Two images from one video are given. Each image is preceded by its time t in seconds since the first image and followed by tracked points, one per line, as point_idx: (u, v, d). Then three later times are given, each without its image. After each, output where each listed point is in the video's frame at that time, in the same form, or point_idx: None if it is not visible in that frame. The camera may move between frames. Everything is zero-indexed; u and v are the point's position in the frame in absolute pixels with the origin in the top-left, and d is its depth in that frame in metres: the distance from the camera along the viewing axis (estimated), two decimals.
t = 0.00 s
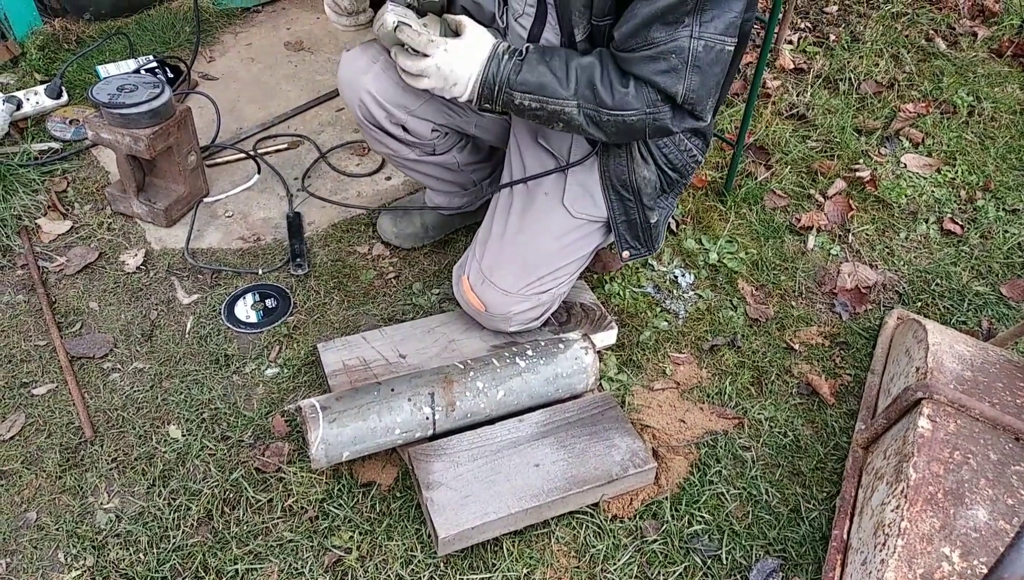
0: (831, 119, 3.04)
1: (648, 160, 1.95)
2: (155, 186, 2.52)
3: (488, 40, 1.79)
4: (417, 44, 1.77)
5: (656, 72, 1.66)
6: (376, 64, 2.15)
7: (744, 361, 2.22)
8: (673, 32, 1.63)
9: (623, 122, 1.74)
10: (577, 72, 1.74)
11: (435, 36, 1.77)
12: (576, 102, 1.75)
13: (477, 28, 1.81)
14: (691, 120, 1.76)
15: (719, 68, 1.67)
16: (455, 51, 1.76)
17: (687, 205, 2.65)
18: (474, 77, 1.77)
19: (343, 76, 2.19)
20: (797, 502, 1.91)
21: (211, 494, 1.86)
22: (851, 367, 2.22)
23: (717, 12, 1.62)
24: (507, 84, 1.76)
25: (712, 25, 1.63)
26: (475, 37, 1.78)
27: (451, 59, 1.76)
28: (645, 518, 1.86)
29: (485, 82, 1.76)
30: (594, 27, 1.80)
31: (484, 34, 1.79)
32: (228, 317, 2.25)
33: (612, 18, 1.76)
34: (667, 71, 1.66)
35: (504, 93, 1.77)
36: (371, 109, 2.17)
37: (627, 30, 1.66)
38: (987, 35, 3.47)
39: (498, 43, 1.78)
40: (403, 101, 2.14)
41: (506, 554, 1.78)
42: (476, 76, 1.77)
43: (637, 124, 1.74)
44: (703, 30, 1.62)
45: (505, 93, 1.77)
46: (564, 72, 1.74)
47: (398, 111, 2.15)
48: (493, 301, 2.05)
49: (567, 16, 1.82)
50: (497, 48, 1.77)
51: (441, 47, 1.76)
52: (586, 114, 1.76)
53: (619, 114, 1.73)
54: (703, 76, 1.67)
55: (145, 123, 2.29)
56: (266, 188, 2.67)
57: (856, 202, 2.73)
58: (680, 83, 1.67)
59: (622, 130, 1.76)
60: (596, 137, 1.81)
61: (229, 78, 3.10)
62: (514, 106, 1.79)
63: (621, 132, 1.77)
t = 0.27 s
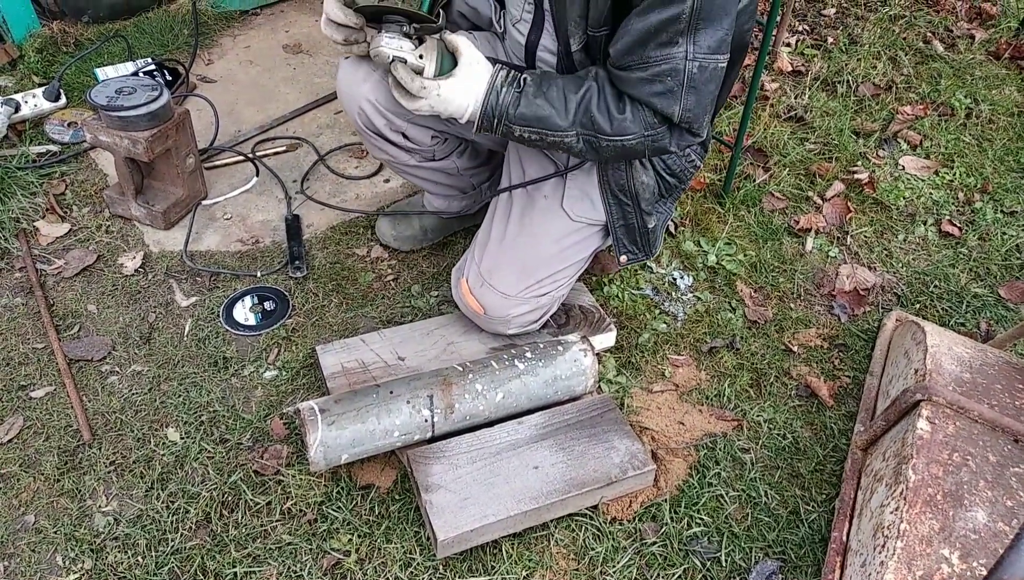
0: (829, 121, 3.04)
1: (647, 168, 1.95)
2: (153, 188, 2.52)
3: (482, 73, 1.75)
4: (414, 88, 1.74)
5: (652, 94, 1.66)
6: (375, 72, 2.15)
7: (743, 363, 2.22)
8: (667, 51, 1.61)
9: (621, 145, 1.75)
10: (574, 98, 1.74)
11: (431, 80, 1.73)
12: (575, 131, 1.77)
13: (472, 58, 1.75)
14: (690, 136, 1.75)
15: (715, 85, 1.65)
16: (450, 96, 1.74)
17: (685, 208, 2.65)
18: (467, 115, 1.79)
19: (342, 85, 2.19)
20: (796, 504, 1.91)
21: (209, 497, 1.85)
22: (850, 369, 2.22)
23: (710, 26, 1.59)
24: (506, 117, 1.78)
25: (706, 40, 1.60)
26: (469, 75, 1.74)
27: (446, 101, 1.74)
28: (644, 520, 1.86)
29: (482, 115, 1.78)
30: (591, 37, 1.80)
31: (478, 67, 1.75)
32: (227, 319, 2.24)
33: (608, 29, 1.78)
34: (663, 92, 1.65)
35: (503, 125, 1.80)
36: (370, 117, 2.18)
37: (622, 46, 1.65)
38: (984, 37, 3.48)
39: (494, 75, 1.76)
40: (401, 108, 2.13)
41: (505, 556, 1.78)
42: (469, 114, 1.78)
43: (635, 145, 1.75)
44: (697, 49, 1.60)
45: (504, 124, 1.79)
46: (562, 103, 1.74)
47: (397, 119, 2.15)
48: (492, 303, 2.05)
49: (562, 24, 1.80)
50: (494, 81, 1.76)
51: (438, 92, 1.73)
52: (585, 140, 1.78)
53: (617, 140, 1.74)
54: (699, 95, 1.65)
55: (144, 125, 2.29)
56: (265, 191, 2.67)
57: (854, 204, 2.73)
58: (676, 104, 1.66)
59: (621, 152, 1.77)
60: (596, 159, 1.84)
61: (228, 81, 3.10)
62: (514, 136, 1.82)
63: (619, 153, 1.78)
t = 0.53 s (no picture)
0: (829, 121, 3.04)
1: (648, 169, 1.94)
2: (152, 188, 2.51)
3: (480, 75, 1.75)
4: (409, 88, 1.74)
5: (649, 98, 1.66)
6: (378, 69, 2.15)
7: (742, 363, 2.22)
8: (665, 53, 1.60)
9: (618, 150, 1.75)
10: (571, 102, 1.74)
11: (427, 81, 1.73)
12: (571, 135, 1.77)
13: (470, 60, 1.74)
14: (687, 140, 1.75)
15: (713, 88, 1.65)
16: (445, 98, 1.74)
17: (685, 208, 2.65)
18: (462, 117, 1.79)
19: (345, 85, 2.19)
20: (796, 504, 1.91)
21: (208, 498, 1.85)
22: (849, 369, 2.22)
23: (708, 27, 1.58)
24: (502, 120, 1.78)
25: (704, 43, 1.59)
26: (465, 77, 1.74)
27: (441, 103, 1.75)
28: (644, 521, 1.86)
29: (479, 118, 1.78)
30: (590, 40, 1.80)
31: (476, 69, 1.75)
32: (225, 319, 2.24)
33: (607, 32, 1.78)
34: (660, 95, 1.65)
35: (499, 127, 1.80)
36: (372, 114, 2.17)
37: (620, 48, 1.64)
38: (984, 38, 3.48)
39: (492, 77, 1.75)
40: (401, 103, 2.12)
41: (504, 557, 1.77)
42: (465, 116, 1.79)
43: (633, 149, 1.75)
44: (695, 52, 1.59)
45: (501, 127, 1.79)
46: (559, 107, 1.74)
47: (397, 116, 2.14)
48: (492, 305, 2.05)
49: (561, 26, 1.78)
50: (491, 83, 1.75)
51: (432, 93, 1.74)
52: (581, 144, 1.78)
53: (614, 145, 1.74)
54: (697, 99, 1.65)
55: (142, 125, 2.28)
56: (263, 191, 2.66)
57: (853, 204, 2.73)
58: (673, 107, 1.66)
59: (618, 156, 1.77)
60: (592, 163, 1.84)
61: (227, 80, 3.10)
62: (510, 139, 1.82)
63: (616, 157, 1.78)
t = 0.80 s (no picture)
0: (829, 122, 3.04)
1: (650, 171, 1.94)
2: (151, 188, 2.50)
3: (480, 82, 1.75)
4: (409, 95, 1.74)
5: (649, 105, 1.65)
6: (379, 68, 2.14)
7: (743, 364, 2.21)
8: (664, 60, 1.59)
9: (619, 156, 1.75)
10: (571, 109, 1.73)
11: (427, 88, 1.73)
12: (572, 141, 1.76)
13: (471, 66, 1.75)
14: (688, 146, 1.75)
15: (712, 95, 1.64)
16: (445, 104, 1.74)
17: (686, 208, 2.65)
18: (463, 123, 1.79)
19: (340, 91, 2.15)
20: (797, 506, 1.91)
21: (207, 499, 1.84)
22: (850, 371, 2.21)
23: (708, 34, 1.57)
24: (503, 126, 1.77)
25: (704, 49, 1.58)
26: (466, 83, 1.74)
27: (441, 109, 1.75)
28: (645, 523, 1.86)
29: (481, 124, 1.78)
30: (589, 45, 1.78)
31: (476, 76, 1.75)
32: (225, 320, 2.23)
33: (606, 37, 1.76)
34: (660, 103, 1.64)
35: (500, 133, 1.79)
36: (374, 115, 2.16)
37: (619, 56, 1.64)
38: (984, 38, 3.48)
39: (493, 83, 1.75)
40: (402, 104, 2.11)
41: (504, 559, 1.77)
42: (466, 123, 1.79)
43: (633, 156, 1.74)
44: (694, 60, 1.59)
45: (502, 133, 1.79)
46: (559, 114, 1.73)
47: (399, 117, 2.13)
48: (493, 306, 2.04)
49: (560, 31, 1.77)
50: (493, 89, 1.75)
51: (433, 100, 1.74)
52: (582, 151, 1.77)
53: (614, 152, 1.74)
54: (697, 106, 1.64)
55: (142, 124, 2.27)
56: (263, 191, 2.66)
57: (854, 205, 2.72)
58: (673, 115, 1.65)
59: (619, 163, 1.77)
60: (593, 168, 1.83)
61: (227, 79, 3.09)
62: (511, 145, 1.81)
63: (616, 164, 1.78)
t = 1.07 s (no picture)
0: (829, 127, 3.04)
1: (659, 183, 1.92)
2: (150, 192, 2.50)
3: (491, 106, 1.72)
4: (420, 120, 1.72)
5: (648, 122, 1.65)
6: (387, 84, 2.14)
7: (744, 370, 2.21)
8: (652, 77, 1.59)
9: (632, 168, 1.74)
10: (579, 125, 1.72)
11: (438, 116, 1.70)
12: (585, 157, 1.75)
13: (481, 90, 1.71)
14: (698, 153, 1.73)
15: (709, 102, 1.63)
16: (456, 130, 1.71)
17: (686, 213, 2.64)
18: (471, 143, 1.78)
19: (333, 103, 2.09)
20: (798, 512, 1.90)
21: (206, 504, 1.83)
22: (851, 376, 2.21)
23: (690, 45, 1.55)
24: (516, 147, 1.76)
25: (689, 62, 1.56)
26: (477, 110, 1.71)
27: (451, 135, 1.72)
28: (645, 529, 1.85)
29: (493, 145, 1.76)
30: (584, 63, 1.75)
31: (487, 100, 1.71)
32: (224, 324, 2.22)
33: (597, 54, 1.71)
34: (657, 119, 1.64)
35: (513, 154, 1.78)
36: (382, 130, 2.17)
37: (610, 78, 1.64)
38: (984, 44, 3.48)
39: (506, 102, 1.73)
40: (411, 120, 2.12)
41: (505, 565, 1.76)
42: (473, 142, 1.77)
43: (647, 165, 1.73)
44: (682, 73, 1.57)
45: (514, 153, 1.78)
46: (571, 132, 1.72)
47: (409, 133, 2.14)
48: (495, 311, 2.04)
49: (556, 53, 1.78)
50: (506, 109, 1.73)
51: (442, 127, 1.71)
52: (594, 166, 1.76)
53: (628, 163, 1.72)
54: (696, 116, 1.63)
55: (141, 128, 2.27)
56: (263, 195, 2.65)
57: (854, 211, 2.72)
58: (673, 129, 1.64)
59: (633, 174, 1.76)
60: (606, 182, 1.82)
61: (226, 83, 3.09)
62: (524, 165, 1.80)
63: (628, 176, 1.77)
